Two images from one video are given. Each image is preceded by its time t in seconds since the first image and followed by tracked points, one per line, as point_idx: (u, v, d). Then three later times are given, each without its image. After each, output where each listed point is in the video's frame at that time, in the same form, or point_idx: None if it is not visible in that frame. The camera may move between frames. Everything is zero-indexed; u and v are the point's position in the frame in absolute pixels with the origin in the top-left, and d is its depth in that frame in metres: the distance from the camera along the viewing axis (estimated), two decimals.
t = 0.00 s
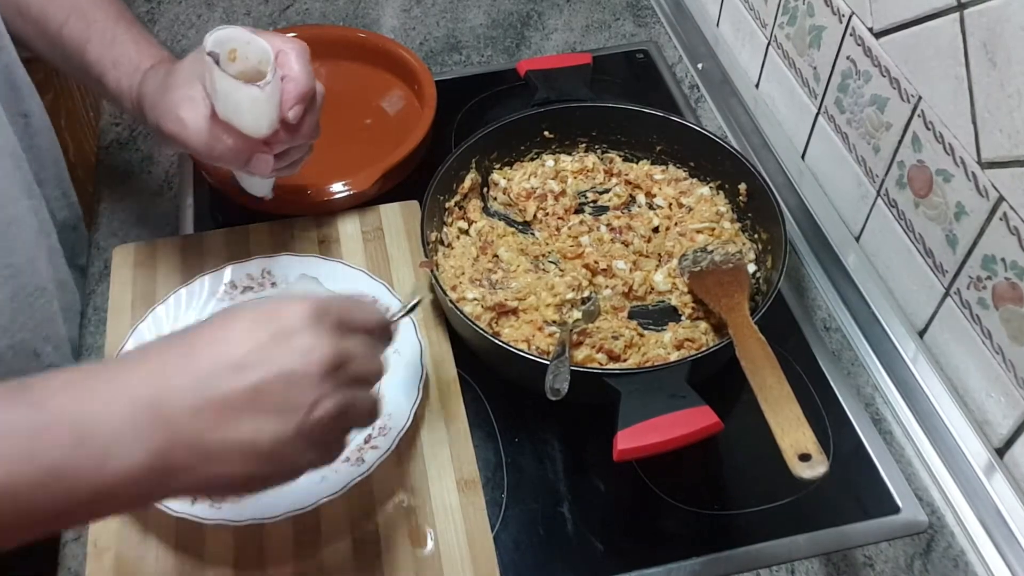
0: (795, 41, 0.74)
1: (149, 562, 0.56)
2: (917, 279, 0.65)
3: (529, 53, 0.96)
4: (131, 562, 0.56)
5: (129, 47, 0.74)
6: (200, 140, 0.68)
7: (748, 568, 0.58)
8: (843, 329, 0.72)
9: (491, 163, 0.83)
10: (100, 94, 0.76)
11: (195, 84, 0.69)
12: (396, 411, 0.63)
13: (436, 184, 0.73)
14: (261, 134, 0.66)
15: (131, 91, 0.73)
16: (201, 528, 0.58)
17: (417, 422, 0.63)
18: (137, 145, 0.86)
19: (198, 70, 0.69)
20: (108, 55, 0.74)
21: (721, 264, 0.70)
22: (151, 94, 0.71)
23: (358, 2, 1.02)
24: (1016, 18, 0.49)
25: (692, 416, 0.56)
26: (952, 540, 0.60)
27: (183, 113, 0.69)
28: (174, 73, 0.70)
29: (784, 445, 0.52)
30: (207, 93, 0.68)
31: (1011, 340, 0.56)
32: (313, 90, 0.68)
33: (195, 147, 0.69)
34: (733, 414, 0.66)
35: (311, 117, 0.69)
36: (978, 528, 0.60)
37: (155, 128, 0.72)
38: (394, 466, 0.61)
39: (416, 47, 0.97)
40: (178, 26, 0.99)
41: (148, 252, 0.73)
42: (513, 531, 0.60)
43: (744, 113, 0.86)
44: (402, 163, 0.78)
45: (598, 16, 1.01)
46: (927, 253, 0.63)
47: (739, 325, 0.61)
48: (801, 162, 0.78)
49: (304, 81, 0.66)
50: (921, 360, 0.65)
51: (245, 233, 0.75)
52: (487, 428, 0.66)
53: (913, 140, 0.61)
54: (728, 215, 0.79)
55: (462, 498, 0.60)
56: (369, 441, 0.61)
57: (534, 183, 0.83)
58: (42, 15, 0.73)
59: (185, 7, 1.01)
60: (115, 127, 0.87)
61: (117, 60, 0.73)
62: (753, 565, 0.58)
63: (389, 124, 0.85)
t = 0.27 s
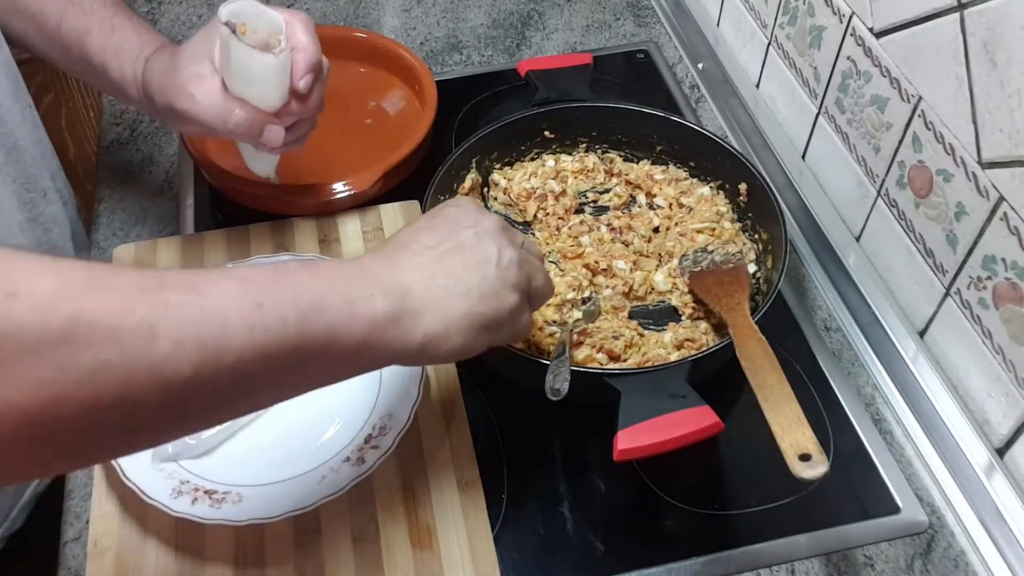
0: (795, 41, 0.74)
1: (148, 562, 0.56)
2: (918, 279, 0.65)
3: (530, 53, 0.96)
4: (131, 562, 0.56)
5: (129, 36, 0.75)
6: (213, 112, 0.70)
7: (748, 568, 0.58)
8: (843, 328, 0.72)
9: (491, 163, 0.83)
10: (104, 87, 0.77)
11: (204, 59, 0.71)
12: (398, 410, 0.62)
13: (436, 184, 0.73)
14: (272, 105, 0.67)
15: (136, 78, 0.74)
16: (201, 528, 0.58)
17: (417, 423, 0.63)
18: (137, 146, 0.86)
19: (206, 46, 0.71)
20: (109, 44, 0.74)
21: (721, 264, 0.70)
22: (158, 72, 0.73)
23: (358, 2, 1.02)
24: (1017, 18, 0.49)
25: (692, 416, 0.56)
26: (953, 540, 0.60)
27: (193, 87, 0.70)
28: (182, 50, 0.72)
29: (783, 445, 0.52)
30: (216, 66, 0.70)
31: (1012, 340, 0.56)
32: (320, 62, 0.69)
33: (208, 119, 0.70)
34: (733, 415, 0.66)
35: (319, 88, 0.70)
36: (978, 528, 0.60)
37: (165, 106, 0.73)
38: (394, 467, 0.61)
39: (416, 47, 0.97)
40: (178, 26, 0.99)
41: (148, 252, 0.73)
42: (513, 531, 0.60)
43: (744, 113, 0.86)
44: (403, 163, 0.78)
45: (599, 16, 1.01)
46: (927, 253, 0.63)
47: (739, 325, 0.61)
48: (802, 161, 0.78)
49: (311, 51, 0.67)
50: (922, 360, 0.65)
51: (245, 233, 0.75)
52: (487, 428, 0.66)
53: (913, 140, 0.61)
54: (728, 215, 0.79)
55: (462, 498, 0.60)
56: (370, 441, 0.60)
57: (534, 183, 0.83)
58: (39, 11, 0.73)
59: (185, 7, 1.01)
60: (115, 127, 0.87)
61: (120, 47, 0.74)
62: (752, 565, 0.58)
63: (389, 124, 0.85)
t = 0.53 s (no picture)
0: (796, 41, 0.74)
1: (148, 562, 0.56)
2: (917, 279, 0.65)
3: (530, 53, 0.96)
4: (131, 561, 0.56)
5: (129, 22, 0.75)
6: (214, 92, 0.69)
7: (748, 568, 0.58)
8: (843, 328, 0.72)
9: (491, 163, 0.83)
10: (105, 76, 0.77)
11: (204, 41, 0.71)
12: (398, 410, 0.62)
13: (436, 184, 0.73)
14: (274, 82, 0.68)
15: (136, 63, 0.74)
16: (202, 528, 0.58)
17: (418, 423, 0.64)
18: (138, 146, 0.86)
19: (206, 27, 0.71)
20: (108, 30, 0.74)
21: (721, 264, 0.70)
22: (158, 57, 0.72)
23: (359, 2, 1.02)
24: (1017, 19, 0.49)
25: (692, 416, 0.56)
26: (953, 540, 0.60)
27: (194, 68, 0.70)
28: (181, 34, 0.72)
29: (784, 445, 0.52)
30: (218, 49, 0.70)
31: (1012, 340, 0.56)
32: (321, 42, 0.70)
33: (209, 99, 0.69)
34: (733, 415, 0.66)
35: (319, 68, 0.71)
36: (978, 529, 0.60)
37: (165, 92, 0.73)
38: (394, 467, 0.61)
39: (416, 47, 0.97)
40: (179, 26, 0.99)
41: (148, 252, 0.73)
42: (514, 531, 0.60)
43: (744, 113, 0.86)
44: (403, 163, 0.78)
45: (599, 16, 1.01)
46: (927, 253, 0.63)
47: (739, 325, 0.61)
48: (802, 161, 0.78)
49: (312, 30, 0.68)
50: (922, 360, 0.65)
51: (245, 233, 0.75)
52: (487, 428, 0.66)
53: (914, 139, 0.61)
54: (729, 215, 0.79)
55: (462, 498, 0.60)
56: (370, 441, 0.60)
57: (534, 183, 0.83)
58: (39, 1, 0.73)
59: (186, 7, 1.01)
60: (116, 127, 0.87)
61: (119, 33, 0.74)
62: (753, 565, 0.58)
63: (389, 124, 0.85)
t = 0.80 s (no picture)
0: (796, 41, 0.74)
1: (149, 562, 0.56)
2: (918, 279, 0.65)
3: (531, 53, 0.96)
4: (131, 561, 0.56)
5: (153, 26, 0.76)
6: (244, 96, 0.69)
7: (749, 568, 0.58)
8: (843, 329, 0.72)
9: (492, 163, 0.83)
10: (127, 77, 0.78)
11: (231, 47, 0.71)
12: (398, 410, 0.62)
13: (437, 184, 0.73)
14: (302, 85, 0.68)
15: (150, 65, 0.75)
16: (202, 528, 0.58)
17: (418, 423, 0.64)
18: (139, 146, 0.86)
19: (233, 32, 0.71)
20: (132, 33, 0.75)
21: (722, 264, 0.70)
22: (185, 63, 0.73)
23: (359, 2, 1.02)
24: (1018, 19, 0.49)
25: (693, 416, 0.56)
26: (953, 540, 0.60)
27: (223, 73, 0.70)
28: (209, 39, 0.73)
29: (784, 445, 0.52)
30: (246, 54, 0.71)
31: (1013, 340, 0.56)
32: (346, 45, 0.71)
33: (239, 105, 0.70)
34: (733, 415, 0.66)
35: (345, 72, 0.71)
36: (979, 529, 0.60)
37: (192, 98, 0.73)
38: (395, 467, 0.61)
39: (417, 47, 0.97)
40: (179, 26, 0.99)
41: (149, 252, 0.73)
42: (515, 530, 0.60)
43: (745, 114, 0.86)
44: (403, 163, 0.78)
45: (600, 16, 1.01)
46: (927, 253, 0.63)
47: (740, 325, 0.61)
48: (803, 162, 0.78)
49: (339, 33, 0.69)
50: (923, 360, 0.65)
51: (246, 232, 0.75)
52: (488, 427, 0.66)
53: (914, 139, 0.61)
54: (729, 216, 0.79)
55: (463, 498, 0.60)
56: (370, 441, 0.61)
57: (535, 184, 0.83)
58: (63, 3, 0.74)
59: (186, 7, 1.02)
60: (116, 127, 0.87)
61: (144, 36, 0.75)
62: (753, 565, 0.58)
63: (390, 124, 0.85)
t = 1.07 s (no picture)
0: (797, 41, 0.74)
1: (149, 561, 0.56)
2: (918, 279, 0.65)
3: (531, 53, 0.96)
4: (132, 561, 0.56)
5: (178, 32, 0.75)
6: (273, 114, 0.69)
7: (749, 568, 0.58)
8: (844, 329, 0.72)
9: (492, 163, 0.83)
10: (147, 84, 0.77)
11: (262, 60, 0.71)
12: (398, 410, 0.62)
13: (437, 184, 0.73)
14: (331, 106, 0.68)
15: (153, 68, 0.75)
16: (201, 528, 0.58)
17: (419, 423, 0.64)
18: (139, 145, 0.86)
19: (264, 46, 0.71)
20: (156, 39, 0.74)
21: (722, 264, 0.70)
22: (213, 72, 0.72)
23: (360, 2, 1.02)
24: (1018, 19, 0.49)
25: (694, 416, 0.56)
26: (954, 540, 0.60)
27: (251, 87, 0.70)
28: (238, 51, 0.72)
29: (784, 445, 0.52)
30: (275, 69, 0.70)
31: (1014, 340, 0.56)
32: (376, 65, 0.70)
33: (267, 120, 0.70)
34: (734, 415, 0.66)
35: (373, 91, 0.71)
36: (980, 529, 0.60)
37: (218, 108, 0.73)
38: (395, 466, 0.61)
39: (418, 47, 0.97)
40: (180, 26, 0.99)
41: (149, 252, 0.73)
42: (515, 531, 0.60)
43: (746, 114, 0.86)
44: (404, 163, 0.78)
45: (600, 16, 1.01)
46: (928, 253, 0.63)
47: (741, 325, 0.61)
48: (804, 162, 0.78)
49: (369, 54, 0.68)
50: (923, 360, 0.65)
51: (247, 232, 0.75)
52: (489, 427, 0.66)
53: (915, 139, 0.61)
54: (730, 215, 0.79)
55: (464, 498, 0.60)
56: (371, 440, 0.61)
57: (536, 183, 0.83)
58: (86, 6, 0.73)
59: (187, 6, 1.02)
60: (116, 126, 0.87)
61: (168, 42, 0.74)
62: (754, 565, 0.58)
63: (390, 124, 0.85)
